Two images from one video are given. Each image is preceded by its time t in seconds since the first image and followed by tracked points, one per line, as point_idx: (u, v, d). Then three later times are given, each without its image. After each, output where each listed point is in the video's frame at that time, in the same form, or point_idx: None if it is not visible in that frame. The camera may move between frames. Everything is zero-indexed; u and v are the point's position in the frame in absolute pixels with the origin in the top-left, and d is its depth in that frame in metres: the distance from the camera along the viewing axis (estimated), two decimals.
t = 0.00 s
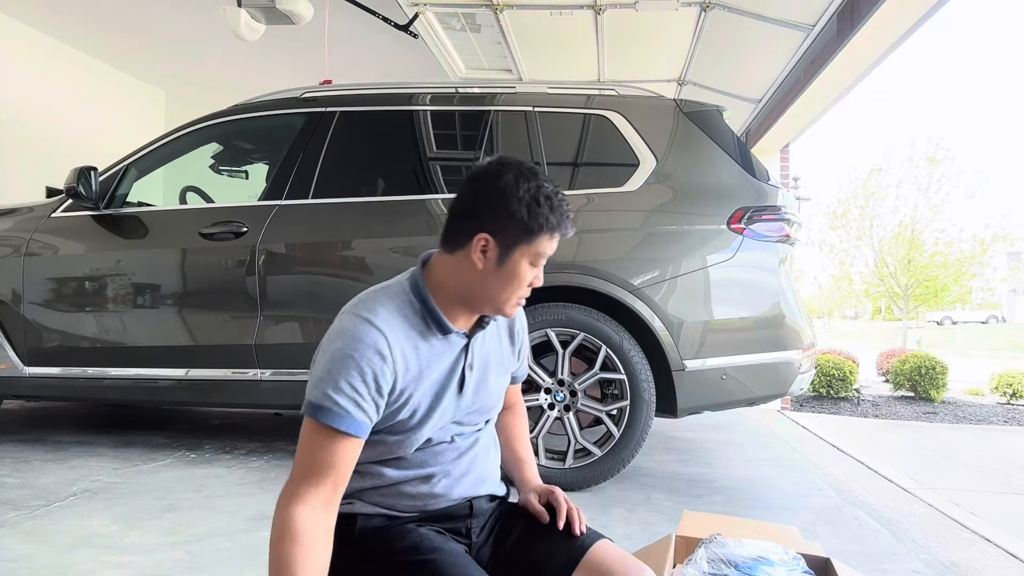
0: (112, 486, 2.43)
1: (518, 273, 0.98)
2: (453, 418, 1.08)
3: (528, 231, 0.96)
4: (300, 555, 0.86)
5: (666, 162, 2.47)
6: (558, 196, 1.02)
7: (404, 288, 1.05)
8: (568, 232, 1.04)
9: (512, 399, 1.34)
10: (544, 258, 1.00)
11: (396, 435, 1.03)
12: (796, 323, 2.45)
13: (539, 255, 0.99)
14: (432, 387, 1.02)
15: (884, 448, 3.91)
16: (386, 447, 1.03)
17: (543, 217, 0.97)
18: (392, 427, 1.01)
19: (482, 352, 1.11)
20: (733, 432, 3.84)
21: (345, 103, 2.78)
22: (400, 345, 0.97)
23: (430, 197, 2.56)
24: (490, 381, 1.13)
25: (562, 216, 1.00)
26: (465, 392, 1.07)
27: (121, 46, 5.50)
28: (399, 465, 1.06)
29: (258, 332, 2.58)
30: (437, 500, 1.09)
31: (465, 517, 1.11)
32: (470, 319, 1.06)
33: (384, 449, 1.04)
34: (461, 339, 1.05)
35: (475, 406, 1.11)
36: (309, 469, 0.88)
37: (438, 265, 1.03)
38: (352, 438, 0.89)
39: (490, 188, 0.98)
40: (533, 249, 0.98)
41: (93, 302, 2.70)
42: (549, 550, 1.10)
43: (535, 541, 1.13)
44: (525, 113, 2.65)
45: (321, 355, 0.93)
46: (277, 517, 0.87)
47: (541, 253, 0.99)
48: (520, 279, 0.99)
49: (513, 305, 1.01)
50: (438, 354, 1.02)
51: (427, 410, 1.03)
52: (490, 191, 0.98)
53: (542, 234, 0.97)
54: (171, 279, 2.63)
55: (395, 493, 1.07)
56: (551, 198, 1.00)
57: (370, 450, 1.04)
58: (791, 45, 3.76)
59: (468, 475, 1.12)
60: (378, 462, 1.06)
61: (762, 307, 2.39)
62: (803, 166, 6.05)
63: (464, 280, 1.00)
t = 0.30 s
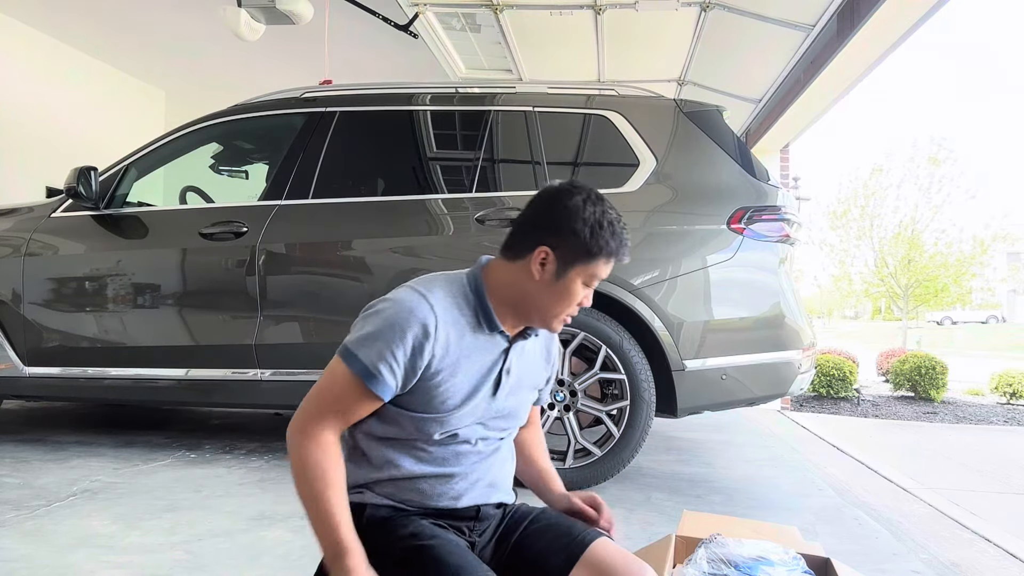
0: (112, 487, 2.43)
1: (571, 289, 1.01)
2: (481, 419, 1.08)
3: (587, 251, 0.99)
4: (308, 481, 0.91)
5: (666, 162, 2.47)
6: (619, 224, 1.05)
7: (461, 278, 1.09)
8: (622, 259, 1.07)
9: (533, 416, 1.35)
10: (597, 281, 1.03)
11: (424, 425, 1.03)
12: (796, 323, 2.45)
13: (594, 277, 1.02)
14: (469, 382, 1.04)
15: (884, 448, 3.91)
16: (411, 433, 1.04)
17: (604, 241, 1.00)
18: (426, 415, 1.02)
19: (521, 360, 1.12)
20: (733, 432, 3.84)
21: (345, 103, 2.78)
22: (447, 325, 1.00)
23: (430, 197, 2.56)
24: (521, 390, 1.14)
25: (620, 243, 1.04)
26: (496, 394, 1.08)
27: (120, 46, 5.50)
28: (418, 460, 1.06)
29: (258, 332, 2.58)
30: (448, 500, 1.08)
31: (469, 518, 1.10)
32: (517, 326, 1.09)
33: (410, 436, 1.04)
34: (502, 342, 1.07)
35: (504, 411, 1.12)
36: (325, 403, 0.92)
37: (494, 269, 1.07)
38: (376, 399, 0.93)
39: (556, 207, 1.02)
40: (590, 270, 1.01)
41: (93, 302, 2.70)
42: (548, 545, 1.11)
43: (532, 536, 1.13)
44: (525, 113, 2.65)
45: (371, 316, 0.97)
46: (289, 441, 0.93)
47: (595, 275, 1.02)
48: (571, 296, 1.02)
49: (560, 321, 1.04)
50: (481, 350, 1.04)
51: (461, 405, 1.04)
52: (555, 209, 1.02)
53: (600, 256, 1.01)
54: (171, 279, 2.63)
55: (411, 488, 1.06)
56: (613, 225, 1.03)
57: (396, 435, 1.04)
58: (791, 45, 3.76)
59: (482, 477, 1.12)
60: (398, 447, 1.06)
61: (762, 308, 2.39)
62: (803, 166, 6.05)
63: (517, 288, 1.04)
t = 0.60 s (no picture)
0: (112, 487, 2.43)
1: (599, 299, 1.02)
2: (501, 418, 1.08)
3: (619, 264, 1.00)
4: (334, 450, 0.96)
5: (666, 162, 2.47)
6: (653, 239, 1.05)
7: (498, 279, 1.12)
8: (656, 276, 1.06)
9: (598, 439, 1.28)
10: (628, 294, 1.02)
11: (443, 413, 1.03)
12: (796, 323, 2.45)
13: (624, 290, 1.02)
14: (493, 377, 1.04)
15: (885, 448, 3.91)
16: (430, 419, 1.04)
17: (635, 254, 1.00)
18: (448, 404, 1.03)
19: (548, 368, 1.12)
20: (733, 432, 3.84)
21: (345, 103, 2.78)
22: (479, 315, 1.03)
23: (430, 197, 2.56)
24: (547, 398, 1.13)
25: (654, 258, 1.03)
26: (520, 396, 1.08)
27: (120, 45, 5.49)
28: (432, 450, 1.05)
29: (258, 332, 2.58)
30: (455, 493, 1.06)
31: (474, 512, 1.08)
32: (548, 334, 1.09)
33: (427, 423, 1.04)
34: (531, 344, 1.08)
35: (525, 416, 1.11)
36: (353, 375, 0.97)
37: (528, 276, 1.09)
38: (403, 376, 0.98)
39: (591, 219, 1.04)
40: (620, 283, 1.01)
41: (93, 302, 2.70)
42: (550, 538, 1.11)
43: (534, 532, 1.13)
44: (525, 113, 2.65)
45: (410, 299, 1.03)
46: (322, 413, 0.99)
47: (625, 288, 1.01)
48: (601, 307, 1.02)
49: (589, 333, 1.04)
50: (509, 350, 1.05)
51: (483, 400, 1.04)
52: (590, 222, 1.04)
53: (631, 270, 1.00)
54: (171, 279, 2.63)
55: (420, 475, 1.05)
56: (646, 239, 1.03)
57: (413, 421, 1.04)
58: (790, 45, 3.76)
59: (493, 475, 1.10)
60: (414, 432, 1.05)
61: (762, 308, 2.39)
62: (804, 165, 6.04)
63: (548, 296, 1.05)
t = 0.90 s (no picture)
0: (112, 487, 2.43)
1: (610, 297, 1.01)
2: (513, 416, 1.08)
3: (628, 261, 1.00)
4: (352, 438, 0.97)
5: (665, 162, 2.47)
6: (663, 236, 1.04)
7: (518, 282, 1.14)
8: (671, 273, 1.05)
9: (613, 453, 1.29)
10: (640, 291, 1.02)
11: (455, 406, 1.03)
12: (796, 323, 2.45)
13: (635, 287, 1.01)
14: (507, 374, 1.05)
15: (884, 448, 3.91)
16: (442, 410, 1.04)
17: (644, 251, 1.00)
18: (460, 397, 1.03)
19: (562, 373, 1.12)
20: (732, 432, 3.84)
21: (345, 103, 2.78)
22: (496, 311, 1.04)
23: (430, 197, 2.56)
24: (560, 403, 1.13)
25: (666, 254, 1.03)
26: (533, 397, 1.08)
27: (120, 45, 5.49)
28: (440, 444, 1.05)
29: (258, 332, 2.58)
30: (459, 488, 1.06)
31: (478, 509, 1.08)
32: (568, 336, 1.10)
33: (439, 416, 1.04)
34: (546, 346, 1.08)
35: (536, 417, 1.10)
36: (373, 363, 0.99)
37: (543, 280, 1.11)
38: (421, 366, 0.99)
39: (600, 222, 1.06)
40: (630, 280, 1.00)
41: (93, 302, 2.70)
42: (551, 538, 1.11)
43: (536, 530, 1.13)
44: (525, 113, 2.65)
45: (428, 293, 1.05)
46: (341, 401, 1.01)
47: (636, 285, 1.01)
48: (613, 304, 1.02)
49: (605, 332, 1.04)
50: (524, 348, 1.06)
51: (495, 395, 1.04)
52: (599, 224, 1.05)
53: (642, 266, 1.00)
54: (171, 279, 2.63)
55: (426, 468, 1.05)
56: (656, 236, 1.03)
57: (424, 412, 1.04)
58: (790, 45, 3.76)
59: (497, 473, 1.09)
60: (425, 423, 1.05)
61: (762, 308, 2.39)
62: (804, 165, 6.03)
63: (563, 296, 1.06)
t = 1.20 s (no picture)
0: (112, 487, 2.42)
1: (619, 287, 1.02)
2: (522, 415, 1.07)
3: (633, 248, 1.01)
4: (358, 425, 0.94)
5: (665, 162, 2.47)
6: (668, 224, 1.05)
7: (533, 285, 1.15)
8: (680, 262, 1.04)
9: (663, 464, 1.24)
10: (648, 280, 1.01)
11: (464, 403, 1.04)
12: (796, 323, 2.45)
13: (643, 276, 1.01)
14: (516, 372, 1.05)
15: (884, 448, 3.91)
16: (450, 405, 1.04)
17: (649, 238, 1.01)
18: (468, 392, 1.03)
19: (573, 376, 1.12)
20: (732, 432, 3.84)
21: (345, 103, 2.78)
22: (506, 306, 1.06)
23: (430, 197, 2.56)
24: (571, 404, 1.12)
25: (672, 241, 1.02)
26: (542, 397, 1.08)
27: (119, 45, 5.48)
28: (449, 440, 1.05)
29: (258, 332, 2.58)
30: (462, 485, 1.05)
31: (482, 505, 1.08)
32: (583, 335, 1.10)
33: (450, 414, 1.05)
34: (557, 346, 1.08)
35: (545, 418, 1.10)
36: (382, 352, 0.98)
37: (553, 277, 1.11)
38: (430, 356, 0.98)
39: (604, 216, 1.07)
40: (637, 268, 1.00)
41: (93, 302, 2.70)
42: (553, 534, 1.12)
43: (537, 528, 1.13)
44: (525, 113, 2.65)
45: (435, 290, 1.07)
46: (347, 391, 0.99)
47: (643, 273, 1.01)
48: (621, 293, 1.01)
49: (618, 324, 1.03)
50: (535, 346, 1.06)
51: (503, 393, 1.04)
52: (603, 218, 1.07)
53: (648, 253, 1.00)
54: (171, 279, 2.63)
55: (431, 462, 1.04)
56: (662, 225, 1.03)
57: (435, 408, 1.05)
58: (790, 45, 3.76)
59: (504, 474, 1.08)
60: (434, 418, 1.06)
61: (762, 308, 2.39)
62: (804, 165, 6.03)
63: (573, 291, 1.07)
